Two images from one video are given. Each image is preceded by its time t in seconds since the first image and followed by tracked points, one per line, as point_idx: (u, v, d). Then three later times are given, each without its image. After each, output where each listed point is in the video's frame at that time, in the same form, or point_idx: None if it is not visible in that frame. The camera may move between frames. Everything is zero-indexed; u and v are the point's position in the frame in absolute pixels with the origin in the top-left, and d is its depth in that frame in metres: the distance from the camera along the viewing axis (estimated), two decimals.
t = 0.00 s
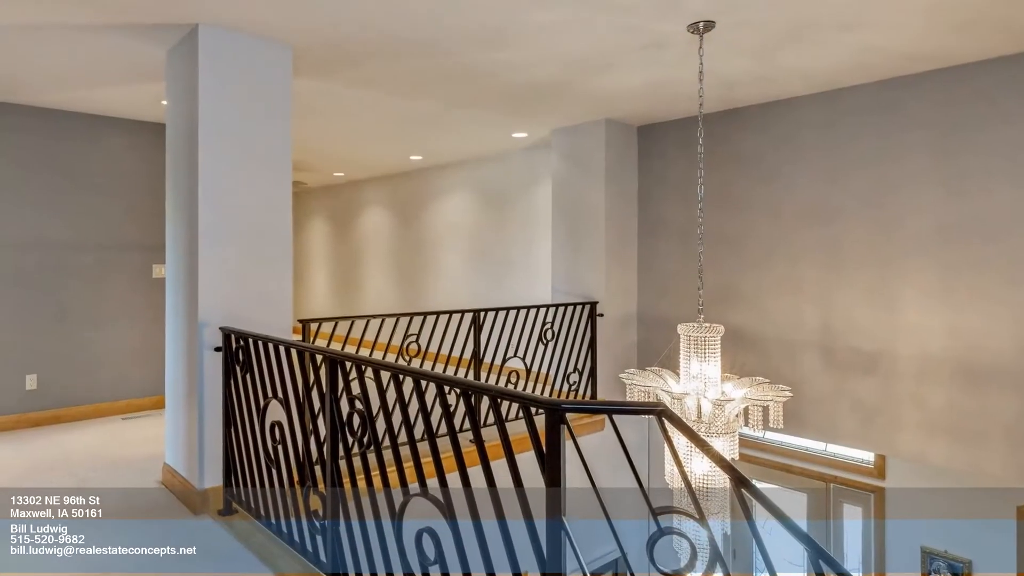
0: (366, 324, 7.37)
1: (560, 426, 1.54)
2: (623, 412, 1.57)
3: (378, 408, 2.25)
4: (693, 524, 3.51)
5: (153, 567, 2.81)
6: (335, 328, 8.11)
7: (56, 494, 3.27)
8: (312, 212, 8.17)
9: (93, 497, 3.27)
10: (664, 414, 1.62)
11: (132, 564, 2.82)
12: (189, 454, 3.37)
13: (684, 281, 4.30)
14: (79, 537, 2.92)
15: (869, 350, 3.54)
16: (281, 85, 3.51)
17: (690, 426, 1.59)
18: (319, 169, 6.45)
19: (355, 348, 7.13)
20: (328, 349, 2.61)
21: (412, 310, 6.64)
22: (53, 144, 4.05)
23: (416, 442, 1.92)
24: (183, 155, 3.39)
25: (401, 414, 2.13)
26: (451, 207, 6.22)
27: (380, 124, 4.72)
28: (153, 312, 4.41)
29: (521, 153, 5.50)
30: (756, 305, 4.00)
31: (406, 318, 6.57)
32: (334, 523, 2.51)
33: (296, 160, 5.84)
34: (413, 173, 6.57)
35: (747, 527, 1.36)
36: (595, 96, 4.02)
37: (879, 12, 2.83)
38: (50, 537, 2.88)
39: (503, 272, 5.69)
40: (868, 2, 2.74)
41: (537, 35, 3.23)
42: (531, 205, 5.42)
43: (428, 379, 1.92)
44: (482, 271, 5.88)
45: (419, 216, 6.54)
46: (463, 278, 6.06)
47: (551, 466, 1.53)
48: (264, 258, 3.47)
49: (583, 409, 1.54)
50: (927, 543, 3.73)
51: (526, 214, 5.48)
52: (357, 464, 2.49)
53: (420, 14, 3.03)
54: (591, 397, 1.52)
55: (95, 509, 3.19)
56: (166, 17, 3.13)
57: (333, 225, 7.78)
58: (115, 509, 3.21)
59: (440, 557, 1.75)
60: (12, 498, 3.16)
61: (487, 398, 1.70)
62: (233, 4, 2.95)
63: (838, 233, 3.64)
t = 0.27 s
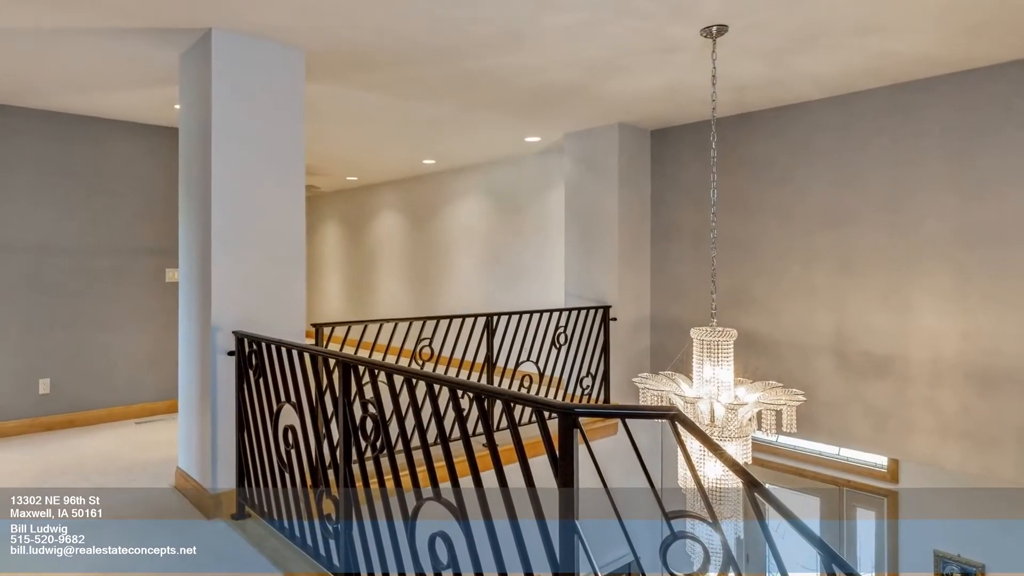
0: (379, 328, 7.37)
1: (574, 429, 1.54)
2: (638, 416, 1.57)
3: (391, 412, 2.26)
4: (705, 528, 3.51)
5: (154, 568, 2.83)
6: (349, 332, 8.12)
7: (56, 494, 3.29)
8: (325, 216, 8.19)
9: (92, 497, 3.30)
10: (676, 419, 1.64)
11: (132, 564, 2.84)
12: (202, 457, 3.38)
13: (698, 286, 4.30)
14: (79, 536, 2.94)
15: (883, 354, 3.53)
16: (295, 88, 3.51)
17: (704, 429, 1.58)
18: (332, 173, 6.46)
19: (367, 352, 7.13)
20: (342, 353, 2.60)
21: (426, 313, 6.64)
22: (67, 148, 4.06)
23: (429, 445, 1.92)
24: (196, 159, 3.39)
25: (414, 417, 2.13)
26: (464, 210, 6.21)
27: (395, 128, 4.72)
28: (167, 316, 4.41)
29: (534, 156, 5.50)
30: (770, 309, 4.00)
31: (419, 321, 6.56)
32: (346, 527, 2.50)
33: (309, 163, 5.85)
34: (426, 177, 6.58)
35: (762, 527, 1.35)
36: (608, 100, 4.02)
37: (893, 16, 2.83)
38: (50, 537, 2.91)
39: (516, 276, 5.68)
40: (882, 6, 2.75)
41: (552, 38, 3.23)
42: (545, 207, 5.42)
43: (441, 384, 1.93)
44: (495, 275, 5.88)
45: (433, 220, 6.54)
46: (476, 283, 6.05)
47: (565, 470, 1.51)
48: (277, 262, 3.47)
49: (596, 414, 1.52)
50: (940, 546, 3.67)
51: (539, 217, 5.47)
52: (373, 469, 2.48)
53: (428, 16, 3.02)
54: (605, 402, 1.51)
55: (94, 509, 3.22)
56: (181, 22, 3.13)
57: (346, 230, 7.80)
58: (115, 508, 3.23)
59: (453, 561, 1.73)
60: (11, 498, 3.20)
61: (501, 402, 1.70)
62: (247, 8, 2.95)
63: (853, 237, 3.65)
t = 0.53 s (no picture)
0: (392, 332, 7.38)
1: (586, 433, 1.54)
2: (651, 420, 1.57)
3: (403, 416, 2.27)
4: (719, 533, 3.51)
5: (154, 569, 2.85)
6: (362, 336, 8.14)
7: (56, 494, 3.31)
8: (337, 220, 8.21)
9: (93, 497, 3.31)
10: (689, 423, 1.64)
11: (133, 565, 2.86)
12: (216, 461, 3.39)
13: (711, 290, 4.30)
14: (79, 536, 2.96)
15: (897, 359, 3.53)
16: (307, 91, 3.51)
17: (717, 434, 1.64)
18: (345, 177, 6.47)
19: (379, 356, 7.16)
20: (354, 357, 2.61)
21: (439, 317, 6.64)
22: (80, 152, 4.06)
23: (443, 449, 1.92)
24: (209, 163, 3.40)
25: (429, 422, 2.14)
26: (477, 214, 6.21)
27: (408, 132, 4.72)
28: (180, 320, 4.41)
29: (547, 161, 5.51)
30: (782, 313, 4.00)
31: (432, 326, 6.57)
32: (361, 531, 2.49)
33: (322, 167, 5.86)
34: (440, 181, 6.59)
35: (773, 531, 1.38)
36: (621, 105, 4.02)
37: (907, 20, 2.83)
38: (50, 537, 2.92)
39: (529, 280, 5.69)
40: (896, 10, 2.75)
41: (566, 42, 3.23)
42: (558, 211, 5.41)
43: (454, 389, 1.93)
44: (508, 279, 5.88)
45: (445, 224, 6.56)
46: (489, 287, 6.05)
47: (577, 474, 1.51)
48: (291, 266, 3.47)
49: (609, 418, 1.52)
50: (953, 550, 3.68)
51: (552, 222, 5.47)
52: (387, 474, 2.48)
53: (440, 20, 3.01)
54: (619, 406, 1.51)
55: (95, 509, 3.24)
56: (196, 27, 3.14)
57: (359, 234, 7.82)
58: (115, 509, 3.25)
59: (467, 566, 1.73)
60: (11, 498, 3.22)
61: (512, 406, 1.71)
62: (260, 12, 2.95)
63: (867, 241, 3.65)
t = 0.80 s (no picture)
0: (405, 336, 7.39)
1: (599, 437, 1.53)
2: (665, 424, 1.58)
3: (416, 420, 2.27)
4: (733, 537, 3.50)
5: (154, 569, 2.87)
6: (375, 341, 8.18)
7: (56, 494, 3.33)
8: (350, 224, 8.25)
9: (93, 497, 3.34)
10: (702, 428, 1.64)
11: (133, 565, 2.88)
12: (229, 464, 3.38)
13: (724, 294, 4.30)
14: (79, 536, 2.98)
15: (910, 363, 3.52)
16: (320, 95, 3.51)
17: (730, 438, 1.59)
18: (358, 181, 6.49)
19: (391, 359, 7.18)
20: (368, 361, 2.61)
21: (452, 322, 6.64)
22: (92, 157, 4.06)
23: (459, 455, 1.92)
24: (222, 168, 3.39)
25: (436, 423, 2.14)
26: (491, 218, 6.22)
27: (421, 136, 4.72)
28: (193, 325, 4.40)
29: (560, 165, 5.52)
30: (795, 317, 4.00)
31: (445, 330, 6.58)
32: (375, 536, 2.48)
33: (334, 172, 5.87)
34: (453, 185, 6.61)
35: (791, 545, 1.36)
36: (634, 109, 4.02)
37: (921, 24, 2.83)
38: (50, 536, 2.94)
39: (542, 284, 5.69)
40: (910, 13, 2.75)
41: (580, 46, 3.23)
42: (571, 216, 5.42)
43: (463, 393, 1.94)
44: (521, 284, 5.88)
45: (458, 229, 6.57)
46: (502, 292, 6.06)
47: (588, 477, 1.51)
48: (303, 271, 3.47)
49: (623, 422, 1.51)
50: (966, 553, 3.65)
51: (566, 226, 5.47)
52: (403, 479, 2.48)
53: (451, 24, 3.00)
54: (633, 411, 1.50)
55: (95, 509, 3.25)
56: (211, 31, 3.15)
57: (371, 239, 7.85)
58: (115, 508, 3.27)
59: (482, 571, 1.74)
60: (11, 498, 3.24)
61: (526, 410, 1.71)
62: (272, 16, 2.95)
63: (880, 245, 3.65)
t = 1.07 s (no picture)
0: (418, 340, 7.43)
1: (612, 441, 1.53)
2: (677, 428, 1.58)
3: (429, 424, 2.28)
4: (746, 540, 3.50)
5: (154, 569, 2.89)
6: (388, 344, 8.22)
7: (57, 494, 3.35)
8: (364, 228, 8.32)
9: (93, 497, 3.36)
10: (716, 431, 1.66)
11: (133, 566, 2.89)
12: (242, 470, 3.38)
13: (737, 298, 4.30)
14: (79, 537, 3.00)
15: (923, 367, 3.51)
16: (333, 99, 3.51)
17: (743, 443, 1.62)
18: (371, 185, 6.51)
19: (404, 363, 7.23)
20: (381, 366, 2.61)
21: (466, 326, 6.66)
22: (105, 160, 4.06)
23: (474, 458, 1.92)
24: (236, 171, 3.39)
25: (452, 428, 2.14)
26: (505, 222, 6.24)
27: (435, 141, 4.73)
28: (207, 330, 4.40)
29: (574, 169, 5.53)
30: (809, 321, 4.00)
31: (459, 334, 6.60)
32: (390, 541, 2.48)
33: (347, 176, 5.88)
34: (466, 189, 6.63)
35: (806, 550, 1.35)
36: (648, 113, 4.03)
37: (934, 28, 2.83)
38: (50, 537, 2.97)
39: (555, 288, 5.70)
40: (924, 17, 2.75)
41: (595, 50, 3.23)
42: (585, 220, 5.42)
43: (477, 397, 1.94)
44: (535, 288, 5.89)
45: (471, 233, 6.59)
46: (516, 296, 6.08)
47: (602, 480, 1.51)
48: (316, 275, 3.46)
49: (638, 426, 1.52)
50: (978, 557, 3.61)
51: (579, 230, 5.48)
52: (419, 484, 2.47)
53: (463, 27, 3.00)
54: (648, 415, 1.51)
55: (95, 509, 3.27)
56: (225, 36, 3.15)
57: (385, 243, 7.89)
58: (114, 508, 3.30)
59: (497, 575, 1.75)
60: (11, 498, 3.26)
61: (540, 414, 1.71)
62: (284, 20, 2.95)
63: (893, 249, 3.65)
